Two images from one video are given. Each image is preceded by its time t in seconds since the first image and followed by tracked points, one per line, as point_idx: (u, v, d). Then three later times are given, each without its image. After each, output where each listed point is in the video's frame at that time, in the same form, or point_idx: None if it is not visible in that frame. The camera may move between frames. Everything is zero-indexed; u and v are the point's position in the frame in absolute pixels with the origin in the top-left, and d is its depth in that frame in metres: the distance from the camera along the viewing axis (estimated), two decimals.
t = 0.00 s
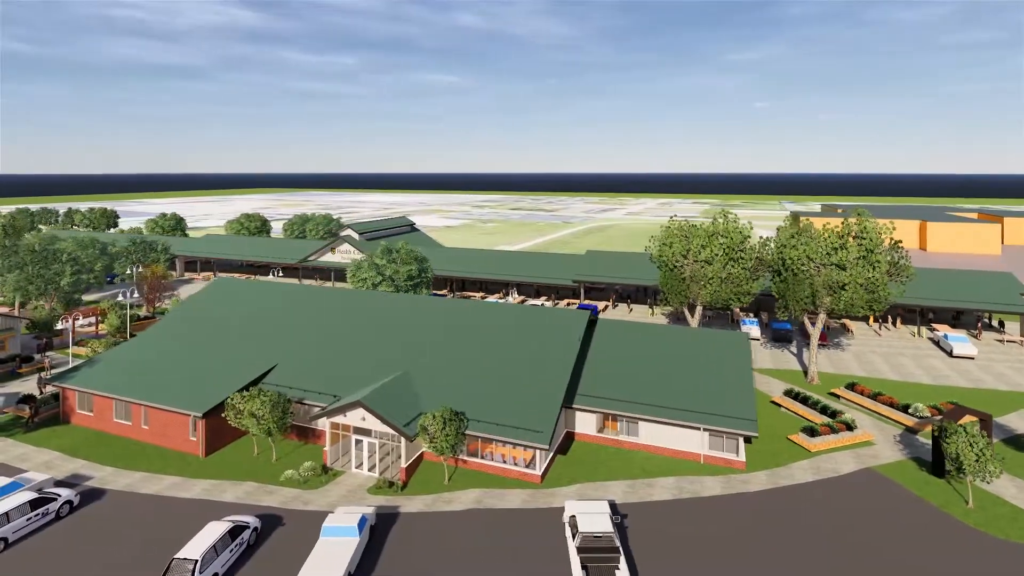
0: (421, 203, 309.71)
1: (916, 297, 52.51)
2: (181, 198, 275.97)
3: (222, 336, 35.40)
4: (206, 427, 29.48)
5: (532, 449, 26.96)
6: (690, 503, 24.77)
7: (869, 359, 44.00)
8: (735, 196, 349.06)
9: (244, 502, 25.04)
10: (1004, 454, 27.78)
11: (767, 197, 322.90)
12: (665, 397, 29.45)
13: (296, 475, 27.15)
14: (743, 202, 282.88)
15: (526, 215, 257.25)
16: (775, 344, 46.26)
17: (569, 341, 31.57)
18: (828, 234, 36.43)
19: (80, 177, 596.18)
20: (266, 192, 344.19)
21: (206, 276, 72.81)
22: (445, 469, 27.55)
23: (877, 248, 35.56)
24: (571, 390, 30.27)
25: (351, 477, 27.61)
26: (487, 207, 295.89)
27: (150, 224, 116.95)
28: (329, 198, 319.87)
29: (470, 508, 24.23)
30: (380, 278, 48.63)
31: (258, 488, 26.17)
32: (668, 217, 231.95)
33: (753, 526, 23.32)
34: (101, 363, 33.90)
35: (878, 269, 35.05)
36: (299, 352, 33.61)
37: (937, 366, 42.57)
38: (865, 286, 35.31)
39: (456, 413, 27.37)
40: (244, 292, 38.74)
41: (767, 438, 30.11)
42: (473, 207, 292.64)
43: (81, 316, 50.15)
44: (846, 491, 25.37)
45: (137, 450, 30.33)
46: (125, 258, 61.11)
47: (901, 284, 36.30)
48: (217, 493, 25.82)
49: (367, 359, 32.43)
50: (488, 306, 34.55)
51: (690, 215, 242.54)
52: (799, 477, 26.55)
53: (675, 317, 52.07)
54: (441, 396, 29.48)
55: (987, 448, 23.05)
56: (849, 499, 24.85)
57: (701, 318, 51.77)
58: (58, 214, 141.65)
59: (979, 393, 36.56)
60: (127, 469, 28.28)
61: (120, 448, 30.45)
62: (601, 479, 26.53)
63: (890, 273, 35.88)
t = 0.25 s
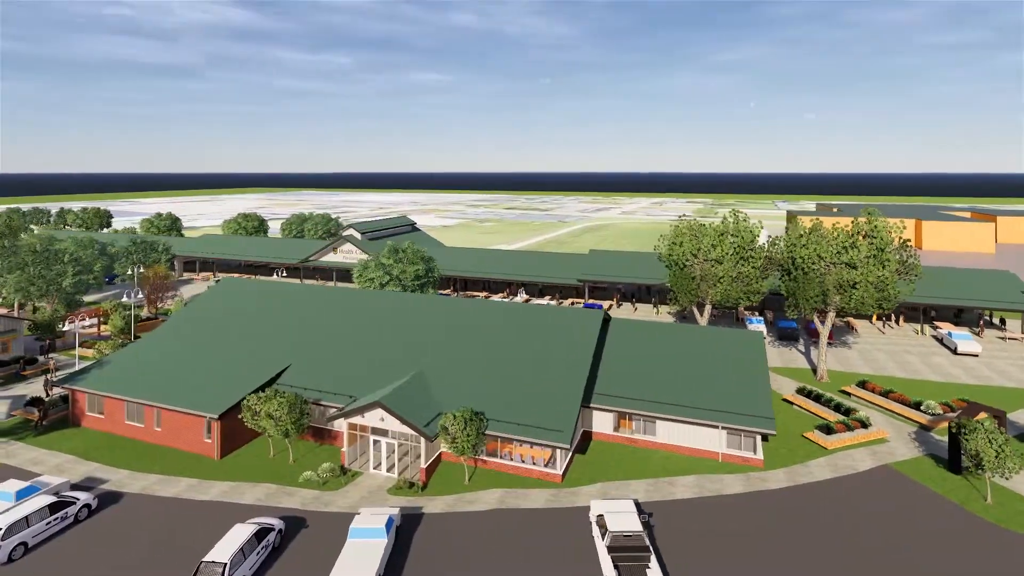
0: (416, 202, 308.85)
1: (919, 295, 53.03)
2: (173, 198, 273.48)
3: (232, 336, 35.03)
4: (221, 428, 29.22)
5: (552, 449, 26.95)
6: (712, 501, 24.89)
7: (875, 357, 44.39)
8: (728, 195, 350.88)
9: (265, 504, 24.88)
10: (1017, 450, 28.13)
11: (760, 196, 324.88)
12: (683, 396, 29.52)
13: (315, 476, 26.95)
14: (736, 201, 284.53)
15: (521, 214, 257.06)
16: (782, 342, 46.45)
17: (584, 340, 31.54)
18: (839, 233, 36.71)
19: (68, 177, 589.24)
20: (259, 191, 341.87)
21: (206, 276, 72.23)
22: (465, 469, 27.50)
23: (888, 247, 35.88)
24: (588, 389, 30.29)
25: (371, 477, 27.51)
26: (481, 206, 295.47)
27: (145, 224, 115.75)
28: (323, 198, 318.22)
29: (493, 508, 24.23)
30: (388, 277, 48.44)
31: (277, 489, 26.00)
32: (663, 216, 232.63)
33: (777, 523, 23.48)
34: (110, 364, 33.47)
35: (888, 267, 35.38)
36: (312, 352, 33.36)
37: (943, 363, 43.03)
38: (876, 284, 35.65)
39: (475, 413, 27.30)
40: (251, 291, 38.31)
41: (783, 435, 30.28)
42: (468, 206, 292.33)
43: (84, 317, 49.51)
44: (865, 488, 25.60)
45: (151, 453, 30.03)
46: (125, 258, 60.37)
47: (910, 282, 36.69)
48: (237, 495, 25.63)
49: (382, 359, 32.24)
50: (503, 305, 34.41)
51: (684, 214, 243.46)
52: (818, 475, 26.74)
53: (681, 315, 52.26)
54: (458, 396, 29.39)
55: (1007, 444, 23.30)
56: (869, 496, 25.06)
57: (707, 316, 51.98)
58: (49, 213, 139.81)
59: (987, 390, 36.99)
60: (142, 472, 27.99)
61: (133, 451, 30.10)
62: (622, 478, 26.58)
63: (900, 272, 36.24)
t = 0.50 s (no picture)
0: (412, 202, 307.96)
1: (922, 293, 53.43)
2: (166, 198, 271.36)
3: (242, 334, 34.84)
4: (236, 429, 29.07)
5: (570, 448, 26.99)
6: (730, 499, 25.03)
7: (881, 355, 44.71)
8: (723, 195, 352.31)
9: (283, 505, 24.79)
10: None
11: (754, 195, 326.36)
12: (698, 394, 29.63)
13: (332, 477, 26.86)
14: (731, 201, 285.87)
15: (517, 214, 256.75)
16: (789, 341, 46.60)
17: (597, 338, 31.55)
18: (847, 232, 37.01)
19: (58, 176, 583.48)
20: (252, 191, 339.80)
21: (206, 276, 71.89)
22: (482, 469, 27.49)
23: (896, 246, 36.19)
24: (602, 388, 30.34)
25: (388, 478, 27.46)
26: (477, 205, 294.90)
27: (141, 224, 114.75)
28: (318, 198, 316.76)
29: (513, 508, 24.25)
30: (394, 277, 48.31)
31: (295, 491, 25.91)
32: (659, 216, 233.15)
33: (796, 520, 23.65)
34: (120, 365, 33.20)
35: (897, 266, 35.68)
36: (323, 352, 33.19)
37: (948, 361, 43.39)
38: (885, 283, 35.92)
39: (492, 413, 27.30)
40: (258, 290, 38.03)
41: (796, 434, 30.46)
42: (464, 206, 292.46)
43: (86, 318, 49.05)
44: (881, 486, 25.82)
45: (164, 454, 29.86)
46: (126, 258, 59.92)
47: (918, 281, 37.02)
48: (254, 496, 25.52)
49: (394, 358, 32.13)
50: (516, 304, 34.26)
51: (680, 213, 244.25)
52: (833, 472, 26.95)
53: (686, 314, 52.44)
54: (473, 395, 29.35)
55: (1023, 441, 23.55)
56: (885, 493, 25.28)
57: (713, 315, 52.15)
58: (42, 213, 138.25)
59: (993, 387, 37.35)
60: (157, 474, 27.83)
61: (145, 452, 29.91)
62: (639, 477, 26.67)
63: (908, 271, 36.54)
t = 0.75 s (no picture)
0: (407, 201, 307.16)
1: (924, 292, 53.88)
2: (160, 197, 269.34)
3: (253, 334, 34.71)
4: (251, 430, 28.97)
5: (588, 447, 27.10)
6: (749, 497, 25.17)
7: (886, 353, 45.05)
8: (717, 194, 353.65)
9: (302, 506, 24.71)
10: None
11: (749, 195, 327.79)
12: (712, 393, 29.78)
13: (349, 477, 26.82)
14: (727, 200, 286.91)
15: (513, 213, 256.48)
16: (795, 340, 46.78)
17: (611, 337, 31.60)
18: (856, 232, 37.33)
19: (49, 176, 578.12)
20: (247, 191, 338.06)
21: (207, 276, 71.60)
22: (500, 469, 27.53)
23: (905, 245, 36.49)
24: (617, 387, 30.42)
25: (405, 478, 27.45)
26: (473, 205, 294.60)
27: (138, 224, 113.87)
28: (313, 197, 315.44)
29: (534, 507, 24.29)
30: (401, 277, 48.23)
31: (313, 491, 25.85)
32: (655, 215, 233.77)
33: (815, 518, 23.83)
34: (130, 366, 32.95)
35: (906, 266, 35.99)
36: (335, 352, 33.08)
37: (952, 358, 43.80)
38: (893, 282, 36.23)
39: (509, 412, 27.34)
40: (267, 291, 37.80)
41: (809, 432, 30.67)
42: (460, 206, 292.23)
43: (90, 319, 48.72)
44: (896, 483, 26.06)
45: (178, 455, 29.70)
46: (128, 258, 59.59)
47: (926, 281, 37.37)
48: (273, 497, 25.43)
49: (408, 358, 32.07)
50: (528, 303, 34.28)
51: (676, 212, 244.87)
52: (848, 470, 27.17)
53: (692, 313, 52.65)
54: (489, 395, 29.36)
55: None
56: (901, 490, 25.51)
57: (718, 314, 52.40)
58: (36, 213, 136.87)
59: (999, 383, 37.75)
60: (172, 475, 27.68)
61: (157, 454, 29.72)
62: (657, 475, 26.79)
63: (916, 270, 36.86)
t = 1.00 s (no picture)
0: (403, 201, 306.27)
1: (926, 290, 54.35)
2: (155, 197, 267.44)
3: (265, 334, 34.61)
4: (267, 431, 28.93)
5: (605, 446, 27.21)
6: (767, 495, 25.36)
7: (891, 351, 45.43)
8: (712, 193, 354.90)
9: (323, 506, 24.68)
10: None
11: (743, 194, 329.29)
12: (727, 391, 29.95)
13: (367, 478, 26.85)
14: (722, 199, 288.01)
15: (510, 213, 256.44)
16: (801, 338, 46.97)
17: (624, 337, 31.68)
18: (865, 231, 37.68)
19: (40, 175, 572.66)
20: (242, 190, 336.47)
21: (209, 276, 71.30)
22: (517, 468, 27.62)
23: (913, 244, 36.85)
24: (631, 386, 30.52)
25: (423, 477, 27.50)
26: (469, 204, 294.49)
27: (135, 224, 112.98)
28: (309, 197, 314.10)
29: (554, 506, 24.39)
30: (409, 276, 48.17)
31: (333, 492, 25.82)
32: (652, 215, 234.28)
33: (835, 515, 24.02)
34: (141, 367, 32.75)
35: (914, 264, 36.34)
36: (347, 353, 33.01)
37: (956, 356, 44.23)
38: (902, 281, 36.56)
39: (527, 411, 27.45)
40: (275, 291, 37.63)
41: (822, 430, 30.91)
42: (456, 205, 292.15)
43: (94, 320, 48.33)
44: (911, 480, 26.32)
45: (192, 455, 29.57)
46: (130, 258, 59.17)
47: (933, 279, 37.76)
48: (292, 497, 25.37)
49: (421, 358, 32.04)
50: (541, 303, 34.34)
51: (672, 212, 245.55)
52: (864, 467, 27.41)
53: (697, 312, 52.91)
54: (505, 395, 29.40)
55: None
56: (918, 487, 25.76)
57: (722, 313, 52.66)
58: (30, 213, 135.48)
59: (1004, 380, 38.17)
60: (188, 475, 27.55)
61: (172, 454, 29.56)
62: (675, 473, 26.95)
63: (924, 269, 37.22)
